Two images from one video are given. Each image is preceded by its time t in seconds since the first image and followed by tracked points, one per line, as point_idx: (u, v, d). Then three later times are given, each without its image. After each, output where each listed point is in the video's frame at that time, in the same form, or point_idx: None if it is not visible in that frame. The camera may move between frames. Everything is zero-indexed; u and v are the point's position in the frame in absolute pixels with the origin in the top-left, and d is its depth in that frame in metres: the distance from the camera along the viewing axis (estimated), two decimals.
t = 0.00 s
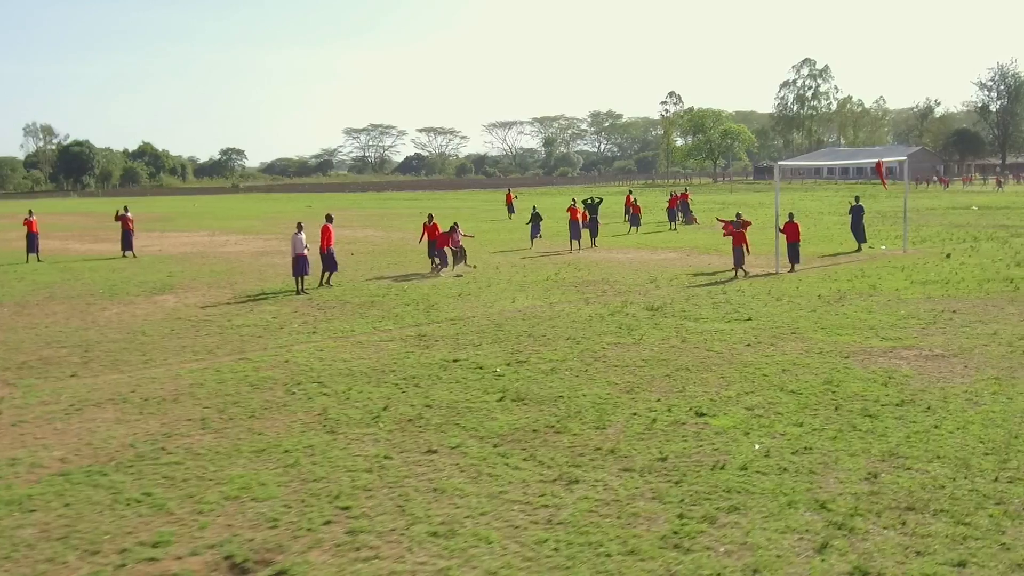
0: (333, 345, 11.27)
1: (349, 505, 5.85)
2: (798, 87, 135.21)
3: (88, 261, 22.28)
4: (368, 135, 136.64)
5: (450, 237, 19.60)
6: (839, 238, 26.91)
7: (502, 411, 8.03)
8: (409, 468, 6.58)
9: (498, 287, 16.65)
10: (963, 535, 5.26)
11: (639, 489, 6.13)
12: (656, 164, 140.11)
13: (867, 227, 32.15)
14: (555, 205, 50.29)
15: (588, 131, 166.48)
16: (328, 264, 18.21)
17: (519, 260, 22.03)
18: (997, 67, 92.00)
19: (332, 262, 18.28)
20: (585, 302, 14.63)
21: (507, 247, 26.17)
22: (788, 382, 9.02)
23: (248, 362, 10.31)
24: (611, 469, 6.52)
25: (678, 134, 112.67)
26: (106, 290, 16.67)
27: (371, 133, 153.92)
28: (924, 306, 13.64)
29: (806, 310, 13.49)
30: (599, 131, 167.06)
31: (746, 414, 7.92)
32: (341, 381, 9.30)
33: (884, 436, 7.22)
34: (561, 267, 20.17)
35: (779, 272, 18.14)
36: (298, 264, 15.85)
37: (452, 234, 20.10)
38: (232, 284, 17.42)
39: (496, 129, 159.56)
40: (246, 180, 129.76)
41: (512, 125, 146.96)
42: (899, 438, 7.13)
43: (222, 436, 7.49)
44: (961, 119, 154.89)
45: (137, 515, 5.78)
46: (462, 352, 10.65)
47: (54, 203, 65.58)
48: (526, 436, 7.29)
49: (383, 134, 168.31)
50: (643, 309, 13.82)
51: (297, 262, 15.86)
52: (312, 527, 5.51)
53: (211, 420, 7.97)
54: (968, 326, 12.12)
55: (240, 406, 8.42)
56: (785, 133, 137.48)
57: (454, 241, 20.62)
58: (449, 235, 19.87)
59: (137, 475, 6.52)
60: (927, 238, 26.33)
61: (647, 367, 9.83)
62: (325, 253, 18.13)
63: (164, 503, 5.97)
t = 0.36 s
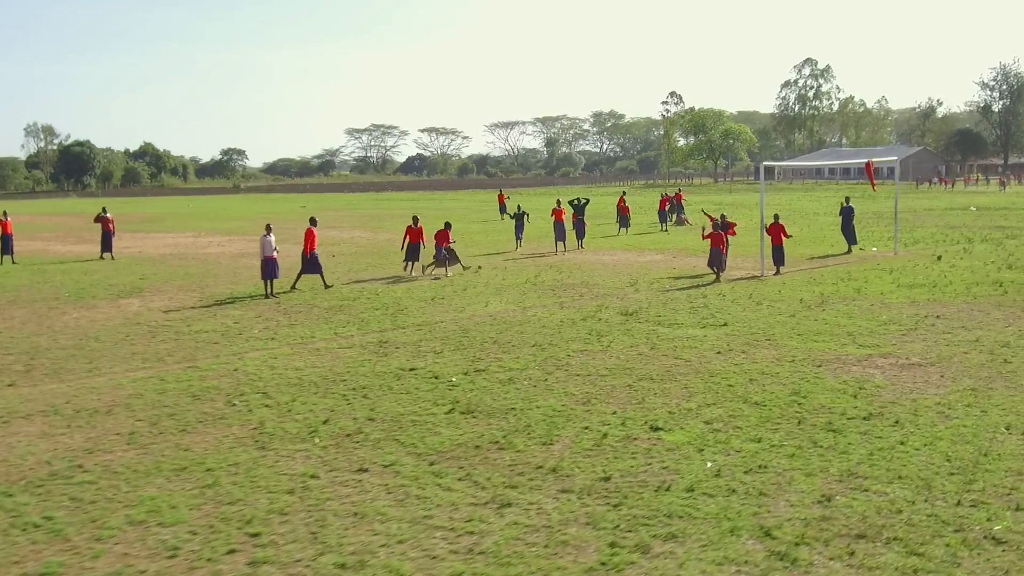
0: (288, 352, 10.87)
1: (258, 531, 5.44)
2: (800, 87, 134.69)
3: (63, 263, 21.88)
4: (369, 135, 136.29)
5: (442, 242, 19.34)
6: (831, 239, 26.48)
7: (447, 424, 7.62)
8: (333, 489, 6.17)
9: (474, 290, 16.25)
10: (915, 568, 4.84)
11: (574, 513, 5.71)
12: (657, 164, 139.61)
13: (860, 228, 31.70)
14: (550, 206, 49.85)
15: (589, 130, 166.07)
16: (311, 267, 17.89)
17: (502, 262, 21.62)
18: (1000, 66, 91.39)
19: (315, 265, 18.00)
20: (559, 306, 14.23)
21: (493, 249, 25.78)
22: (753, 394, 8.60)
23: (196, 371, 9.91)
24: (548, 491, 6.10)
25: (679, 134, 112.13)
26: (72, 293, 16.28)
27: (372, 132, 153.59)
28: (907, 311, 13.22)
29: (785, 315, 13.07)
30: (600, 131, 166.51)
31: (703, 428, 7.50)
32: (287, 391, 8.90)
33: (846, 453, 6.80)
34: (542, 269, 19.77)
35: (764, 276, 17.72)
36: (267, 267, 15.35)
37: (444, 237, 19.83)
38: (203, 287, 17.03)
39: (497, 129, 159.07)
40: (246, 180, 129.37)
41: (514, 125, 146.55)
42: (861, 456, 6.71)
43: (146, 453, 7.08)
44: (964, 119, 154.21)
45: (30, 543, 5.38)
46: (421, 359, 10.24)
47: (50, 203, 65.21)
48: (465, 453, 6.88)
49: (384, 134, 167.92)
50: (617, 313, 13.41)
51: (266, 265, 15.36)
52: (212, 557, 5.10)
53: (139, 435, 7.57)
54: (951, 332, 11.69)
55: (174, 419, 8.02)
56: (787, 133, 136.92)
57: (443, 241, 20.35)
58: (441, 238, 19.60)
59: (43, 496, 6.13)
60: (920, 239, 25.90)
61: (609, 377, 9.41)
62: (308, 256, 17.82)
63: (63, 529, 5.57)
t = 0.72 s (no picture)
0: (237, 361, 10.45)
1: (145, 565, 5.02)
2: (804, 86, 134.03)
3: (37, 265, 21.49)
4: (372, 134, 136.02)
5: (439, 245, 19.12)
6: (823, 241, 25.99)
7: (380, 441, 7.19)
8: (240, 516, 5.74)
9: (447, 294, 15.82)
10: None
11: (492, 544, 5.27)
12: (661, 163, 139.09)
13: (856, 228, 31.19)
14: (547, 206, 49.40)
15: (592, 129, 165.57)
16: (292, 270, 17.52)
17: (484, 264, 21.22)
18: (1005, 66, 90.63)
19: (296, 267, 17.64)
20: (530, 311, 13.79)
21: (480, 250, 25.38)
22: (710, 407, 8.17)
23: (136, 380, 9.50)
24: (470, 517, 5.66)
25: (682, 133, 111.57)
26: (35, 297, 15.89)
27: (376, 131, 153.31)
28: (888, 317, 12.76)
29: (761, 321, 12.62)
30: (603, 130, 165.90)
31: (651, 446, 7.06)
32: (223, 404, 8.47)
33: (797, 474, 6.36)
34: (523, 271, 19.36)
35: (748, 279, 17.28)
36: (233, 269, 14.99)
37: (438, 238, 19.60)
38: (171, 290, 16.62)
39: (500, 128, 158.62)
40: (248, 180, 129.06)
41: (517, 124, 146.14)
42: (813, 478, 6.27)
43: (54, 472, 6.67)
44: (969, 118, 153.38)
45: None
46: (372, 368, 9.82)
47: (47, 203, 64.94)
48: (392, 474, 6.44)
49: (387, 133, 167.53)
50: (588, 319, 12.98)
51: (232, 267, 15.00)
52: None
53: (54, 452, 7.15)
54: (930, 339, 11.24)
55: (96, 434, 7.60)
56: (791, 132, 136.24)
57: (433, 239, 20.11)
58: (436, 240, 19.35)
59: None
60: (914, 240, 25.43)
61: (564, 388, 8.97)
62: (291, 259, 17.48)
63: None
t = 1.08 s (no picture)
0: (181, 370, 10.06)
1: None
2: (805, 87, 133.56)
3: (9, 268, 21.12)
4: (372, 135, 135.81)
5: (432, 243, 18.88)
6: (813, 243, 25.57)
7: (305, 461, 6.80)
8: (132, 546, 5.34)
9: (418, 299, 15.44)
10: None
11: None
12: (661, 164, 138.71)
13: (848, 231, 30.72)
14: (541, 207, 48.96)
15: (593, 131, 165.21)
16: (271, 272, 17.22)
17: (463, 268, 20.84)
18: (1006, 67, 90.01)
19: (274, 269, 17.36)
20: (497, 317, 13.40)
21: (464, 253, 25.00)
22: (662, 422, 7.77)
23: (69, 392, 9.11)
24: (378, 548, 5.25)
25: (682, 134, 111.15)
26: None
27: (376, 132, 153.06)
28: (864, 324, 12.34)
29: (732, 328, 12.21)
30: (605, 130, 165.46)
31: (589, 466, 6.65)
32: (152, 419, 8.08)
33: (738, 499, 5.95)
34: (501, 276, 18.96)
35: (728, 283, 16.89)
36: (194, 273, 14.58)
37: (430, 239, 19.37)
38: (136, 296, 16.25)
39: (501, 129, 158.20)
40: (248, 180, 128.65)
41: (517, 125, 145.81)
42: (754, 503, 5.87)
43: None
44: (970, 119, 152.78)
45: None
46: (318, 380, 9.43)
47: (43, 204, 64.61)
48: (306, 499, 6.04)
49: (388, 134, 167.14)
50: (554, 326, 12.59)
51: (193, 272, 14.60)
52: None
53: None
54: (904, 348, 10.84)
55: (9, 452, 7.22)
56: (792, 133, 135.68)
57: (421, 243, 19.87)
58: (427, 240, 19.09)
59: None
60: (905, 243, 25.01)
61: (513, 401, 8.57)
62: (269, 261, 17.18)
63: None
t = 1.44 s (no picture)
0: (117, 380, 9.64)
1: None
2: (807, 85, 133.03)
3: None
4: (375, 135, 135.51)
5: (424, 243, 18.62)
6: (801, 244, 25.12)
7: (216, 482, 6.37)
8: None
9: (384, 302, 15.02)
10: None
11: None
12: (664, 163, 138.09)
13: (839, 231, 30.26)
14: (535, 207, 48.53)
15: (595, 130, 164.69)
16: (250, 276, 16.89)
17: (440, 272, 20.41)
18: (1009, 65, 89.37)
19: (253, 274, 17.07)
20: (461, 322, 12.97)
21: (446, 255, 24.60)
22: (605, 438, 7.34)
23: None
24: None
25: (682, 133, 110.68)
26: None
27: (378, 131, 152.71)
28: (838, 330, 11.90)
29: (700, 335, 11.77)
30: (606, 129, 165.00)
31: (516, 487, 6.22)
32: (69, 434, 7.66)
33: (668, 527, 5.51)
34: (478, 278, 18.53)
35: (707, 287, 16.47)
36: (152, 277, 14.13)
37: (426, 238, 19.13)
38: (98, 299, 15.84)
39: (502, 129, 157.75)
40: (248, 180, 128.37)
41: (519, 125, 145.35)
42: (683, 531, 5.44)
43: None
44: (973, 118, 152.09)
45: None
46: (255, 391, 9.01)
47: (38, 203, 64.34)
48: (204, 526, 5.61)
49: (389, 134, 166.77)
50: (517, 332, 12.16)
51: (151, 275, 14.14)
52: None
53: None
54: (875, 355, 10.40)
55: None
56: (793, 132, 135.10)
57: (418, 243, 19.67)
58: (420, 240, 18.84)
59: None
60: (895, 244, 24.55)
61: (453, 413, 8.14)
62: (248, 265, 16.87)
63: None
